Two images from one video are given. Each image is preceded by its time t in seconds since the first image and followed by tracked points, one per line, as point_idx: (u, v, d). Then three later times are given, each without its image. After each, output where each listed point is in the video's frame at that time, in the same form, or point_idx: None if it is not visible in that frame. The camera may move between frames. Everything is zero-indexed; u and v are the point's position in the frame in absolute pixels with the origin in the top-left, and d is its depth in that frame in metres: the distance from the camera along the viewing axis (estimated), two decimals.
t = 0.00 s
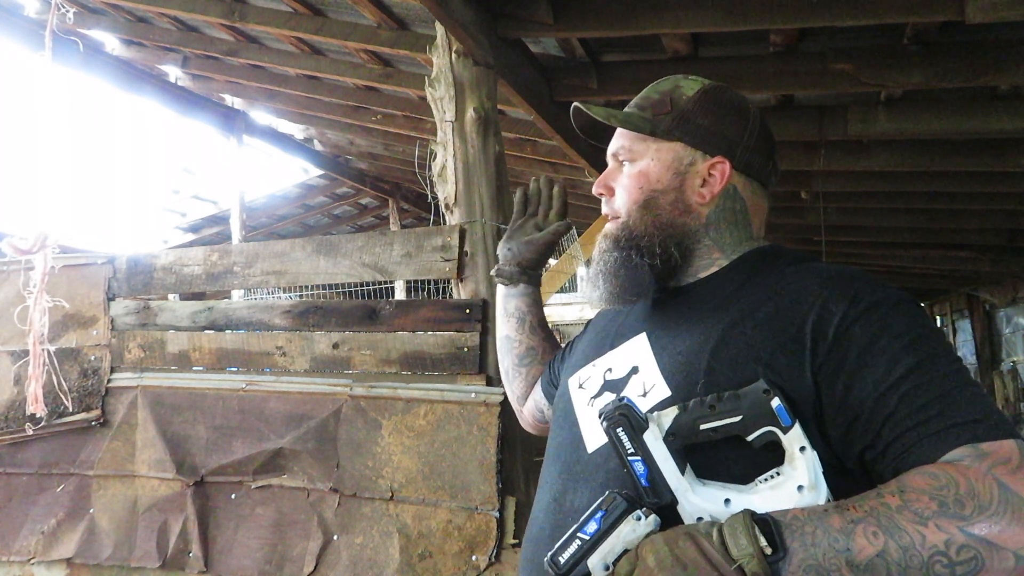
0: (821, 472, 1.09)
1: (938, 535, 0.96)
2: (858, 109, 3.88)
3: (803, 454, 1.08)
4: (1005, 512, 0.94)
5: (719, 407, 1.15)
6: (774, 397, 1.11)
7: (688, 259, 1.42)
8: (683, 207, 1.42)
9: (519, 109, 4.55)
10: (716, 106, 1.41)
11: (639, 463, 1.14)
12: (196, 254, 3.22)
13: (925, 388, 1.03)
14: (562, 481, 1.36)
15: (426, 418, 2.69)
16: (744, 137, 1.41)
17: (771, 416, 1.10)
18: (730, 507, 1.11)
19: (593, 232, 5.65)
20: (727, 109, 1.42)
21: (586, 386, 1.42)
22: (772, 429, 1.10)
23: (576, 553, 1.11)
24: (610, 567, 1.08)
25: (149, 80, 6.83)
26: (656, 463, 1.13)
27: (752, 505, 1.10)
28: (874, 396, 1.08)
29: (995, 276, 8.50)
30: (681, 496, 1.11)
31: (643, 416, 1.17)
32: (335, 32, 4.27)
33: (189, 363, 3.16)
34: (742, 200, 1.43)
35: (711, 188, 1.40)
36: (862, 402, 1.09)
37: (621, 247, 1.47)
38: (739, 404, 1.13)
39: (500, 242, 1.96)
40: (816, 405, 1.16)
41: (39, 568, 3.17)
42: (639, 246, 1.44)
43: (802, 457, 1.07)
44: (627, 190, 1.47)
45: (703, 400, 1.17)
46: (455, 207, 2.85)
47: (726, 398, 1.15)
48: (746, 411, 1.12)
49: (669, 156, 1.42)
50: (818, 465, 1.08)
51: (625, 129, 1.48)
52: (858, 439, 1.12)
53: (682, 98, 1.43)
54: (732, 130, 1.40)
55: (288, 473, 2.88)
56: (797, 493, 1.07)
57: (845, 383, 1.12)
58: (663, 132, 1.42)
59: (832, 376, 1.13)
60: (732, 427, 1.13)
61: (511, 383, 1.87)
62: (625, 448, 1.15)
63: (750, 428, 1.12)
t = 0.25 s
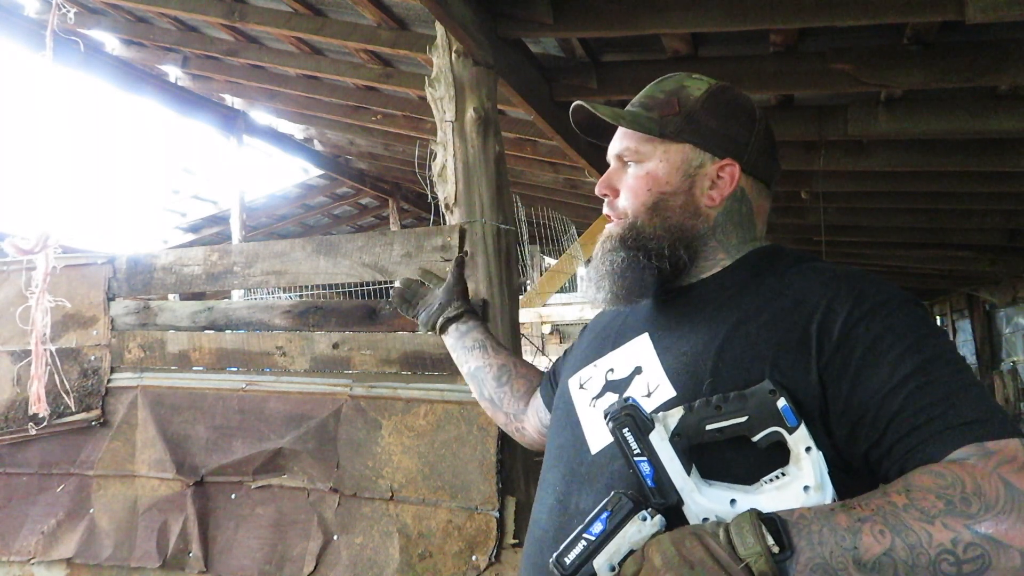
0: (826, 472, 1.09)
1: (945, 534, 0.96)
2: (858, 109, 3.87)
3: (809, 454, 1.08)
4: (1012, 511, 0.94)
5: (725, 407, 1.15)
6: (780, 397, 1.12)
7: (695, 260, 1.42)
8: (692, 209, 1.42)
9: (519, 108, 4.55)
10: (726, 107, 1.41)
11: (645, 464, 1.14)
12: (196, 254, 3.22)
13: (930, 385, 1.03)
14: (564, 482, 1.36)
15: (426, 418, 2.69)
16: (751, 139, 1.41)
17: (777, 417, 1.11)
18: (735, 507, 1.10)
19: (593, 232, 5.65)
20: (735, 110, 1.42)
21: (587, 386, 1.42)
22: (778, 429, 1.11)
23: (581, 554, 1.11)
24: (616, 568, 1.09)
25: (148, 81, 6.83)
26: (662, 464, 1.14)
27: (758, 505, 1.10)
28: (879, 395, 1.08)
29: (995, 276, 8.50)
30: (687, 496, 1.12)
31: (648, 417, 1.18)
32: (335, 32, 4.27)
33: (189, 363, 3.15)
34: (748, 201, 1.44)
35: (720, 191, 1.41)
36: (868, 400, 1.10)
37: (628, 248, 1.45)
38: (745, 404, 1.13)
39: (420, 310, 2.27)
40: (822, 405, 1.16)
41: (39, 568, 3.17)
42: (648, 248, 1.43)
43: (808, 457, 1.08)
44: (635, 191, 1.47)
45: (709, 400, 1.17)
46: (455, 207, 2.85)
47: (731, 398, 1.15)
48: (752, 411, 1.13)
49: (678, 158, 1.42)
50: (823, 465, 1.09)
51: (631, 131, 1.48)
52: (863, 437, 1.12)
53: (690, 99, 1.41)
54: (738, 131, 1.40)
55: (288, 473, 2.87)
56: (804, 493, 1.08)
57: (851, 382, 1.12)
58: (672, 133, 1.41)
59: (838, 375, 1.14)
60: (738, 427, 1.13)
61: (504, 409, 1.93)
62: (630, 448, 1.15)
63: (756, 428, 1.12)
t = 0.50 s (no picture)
0: (829, 471, 1.10)
1: (950, 528, 0.95)
2: (858, 109, 3.88)
3: (812, 452, 1.09)
4: (1015, 504, 0.94)
5: (727, 406, 1.14)
6: (784, 395, 1.12)
7: (686, 258, 1.42)
8: (679, 207, 1.43)
9: (519, 109, 4.55)
10: (709, 105, 1.41)
11: (649, 462, 1.13)
12: (196, 254, 3.22)
13: (930, 381, 1.04)
14: (565, 484, 1.36)
15: (426, 418, 2.69)
16: (738, 137, 1.41)
17: (779, 415, 1.12)
18: (738, 505, 1.10)
19: (593, 232, 5.65)
20: (720, 108, 1.41)
21: (586, 388, 1.42)
22: (781, 427, 1.11)
23: (586, 554, 1.10)
24: (620, 568, 1.08)
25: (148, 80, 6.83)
26: (666, 462, 1.13)
27: (760, 503, 1.10)
28: (881, 390, 1.09)
29: (995, 276, 8.50)
30: (691, 495, 1.11)
31: (651, 415, 1.17)
32: (335, 32, 4.27)
33: (189, 363, 3.15)
34: (738, 196, 1.43)
35: (707, 187, 1.41)
36: (869, 396, 1.10)
37: (618, 249, 1.46)
38: (748, 401, 1.14)
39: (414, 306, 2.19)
40: (823, 404, 1.16)
41: (39, 569, 3.17)
42: (639, 248, 1.44)
43: (811, 454, 1.09)
44: (624, 193, 1.47)
45: (711, 399, 1.16)
46: (455, 207, 2.85)
47: (733, 396, 1.15)
48: (755, 409, 1.13)
49: (663, 158, 1.42)
50: (826, 463, 1.10)
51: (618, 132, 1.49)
52: (864, 433, 1.13)
53: (673, 99, 1.41)
54: (724, 129, 1.40)
55: (288, 473, 2.88)
56: (806, 491, 1.08)
57: (853, 379, 1.12)
58: (656, 133, 1.42)
59: (840, 372, 1.14)
60: (740, 425, 1.14)
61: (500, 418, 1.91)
62: (634, 447, 1.15)
63: (759, 426, 1.13)
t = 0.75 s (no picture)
0: (825, 470, 1.09)
1: (939, 531, 0.95)
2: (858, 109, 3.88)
3: (806, 451, 1.08)
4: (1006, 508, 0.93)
5: (722, 404, 1.14)
6: (778, 394, 1.11)
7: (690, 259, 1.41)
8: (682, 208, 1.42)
9: (519, 109, 4.55)
10: (713, 108, 1.41)
11: (643, 459, 1.14)
12: (197, 254, 3.22)
13: (928, 381, 1.04)
14: (565, 473, 1.36)
15: (426, 418, 2.68)
16: (745, 142, 1.41)
17: (774, 413, 1.10)
18: (731, 503, 1.11)
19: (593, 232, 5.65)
20: (726, 115, 1.42)
21: (590, 380, 1.42)
22: (776, 426, 1.10)
23: (577, 547, 1.12)
24: (611, 562, 1.09)
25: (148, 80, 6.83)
26: (659, 459, 1.13)
27: (754, 500, 1.10)
28: (877, 390, 1.08)
29: (996, 276, 8.50)
30: (684, 492, 1.12)
31: (648, 411, 1.18)
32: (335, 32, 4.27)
33: (189, 363, 3.16)
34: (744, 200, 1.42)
35: (711, 189, 1.40)
36: (866, 395, 1.10)
37: (624, 253, 1.46)
38: (744, 400, 1.13)
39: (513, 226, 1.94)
40: (821, 402, 1.16)
41: (39, 568, 3.17)
42: (645, 251, 1.43)
43: (805, 454, 1.07)
44: (627, 196, 1.47)
45: (707, 396, 1.16)
46: (455, 207, 2.85)
47: (729, 394, 1.14)
48: (750, 408, 1.12)
49: (666, 158, 1.42)
50: (821, 463, 1.08)
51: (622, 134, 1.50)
52: (861, 432, 1.12)
53: (676, 102, 1.43)
54: (731, 132, 1.40)
55: (288, 473, 2.88)
56: (799, 490, 1.07)
57: (849, 379, 1.13)
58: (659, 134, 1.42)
59: (837, 371, 1.14)
60: (735, 423, 1.13)
61: (516, 375, 1.90)
62: (628, 443, 1.15)
63: (754, 424, 1.12)
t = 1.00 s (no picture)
0: (827, 467, 1.09)
1: (943, 525, 0.95)
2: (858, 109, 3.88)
3: (809, 448, 1.07)
4: (1010, 502, 0.93)
5: (725, 402, 1.14)
6: (780, 392, 1.11)
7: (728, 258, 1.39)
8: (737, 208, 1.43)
9: (519, 109, 4.56)
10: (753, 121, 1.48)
11: (646, 458, 1.14)
12: (197, 254, 3.22)
13: (927, 379, 1.04)
14: (564, 474, 1.36)
15: (426, 418, 2.68)
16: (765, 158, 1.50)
17: (776, 412, 1.10)
18: (735, 501, 1.11)
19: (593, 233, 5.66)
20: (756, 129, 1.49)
21: (587, 381, 1.42)
22: (778, 424, 1.10)
23: (584, 546, 1.09)
24: (617, 561, 1.08)
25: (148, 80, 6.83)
26: (663, 458, 1.13)
27: (756, 498, 1.11)
28: (877, 388, 1.08)
29: (996, 276, 8.50)
30: (688, 490, 1.12)
31: (649, 411, 1.17)
32: (335, 32, 4.27)
33: (189, 363, 3.16)
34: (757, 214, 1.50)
35: (755, 195, 1.46)
36: (866, 394, 1.10)
37: (683, 246, 1.38)
38: (746, 399, 1.13)
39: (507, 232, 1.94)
40: (821, 401, 1.16)
41: (39, 569, 3.17)
42: (702, 245, 1.38)
43: (807, 451, 1.07)
44: (684, 186, 1.42)
45: (709, 395, 1.16)
46: (455, 207, 2.85)
47: (731, 392, 1.14)
48: (752, 406, 1.12)
49: (727, 155, 1.42)
50: (823, 460, 1.08)
51: (672, 126, 1.46)
52: (861, 430, 1.12)
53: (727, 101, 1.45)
54: (757, 145, 1.48)
55: (288, 473, 2.88)
56: (803, 487, 1.07)
57: (848, 377, 1.13)
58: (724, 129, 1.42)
59: (836, 369, 1.14)
60: (737, 421, 1.13)
61: (508, 378, 1.89)
62: (631, 443, 1.15)
63: (756, 423, 1.12)
